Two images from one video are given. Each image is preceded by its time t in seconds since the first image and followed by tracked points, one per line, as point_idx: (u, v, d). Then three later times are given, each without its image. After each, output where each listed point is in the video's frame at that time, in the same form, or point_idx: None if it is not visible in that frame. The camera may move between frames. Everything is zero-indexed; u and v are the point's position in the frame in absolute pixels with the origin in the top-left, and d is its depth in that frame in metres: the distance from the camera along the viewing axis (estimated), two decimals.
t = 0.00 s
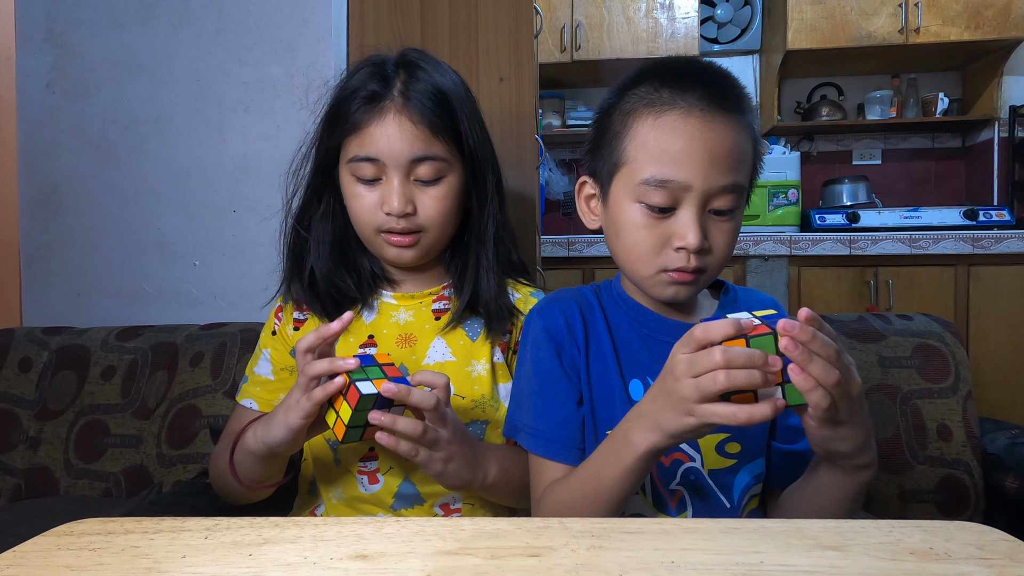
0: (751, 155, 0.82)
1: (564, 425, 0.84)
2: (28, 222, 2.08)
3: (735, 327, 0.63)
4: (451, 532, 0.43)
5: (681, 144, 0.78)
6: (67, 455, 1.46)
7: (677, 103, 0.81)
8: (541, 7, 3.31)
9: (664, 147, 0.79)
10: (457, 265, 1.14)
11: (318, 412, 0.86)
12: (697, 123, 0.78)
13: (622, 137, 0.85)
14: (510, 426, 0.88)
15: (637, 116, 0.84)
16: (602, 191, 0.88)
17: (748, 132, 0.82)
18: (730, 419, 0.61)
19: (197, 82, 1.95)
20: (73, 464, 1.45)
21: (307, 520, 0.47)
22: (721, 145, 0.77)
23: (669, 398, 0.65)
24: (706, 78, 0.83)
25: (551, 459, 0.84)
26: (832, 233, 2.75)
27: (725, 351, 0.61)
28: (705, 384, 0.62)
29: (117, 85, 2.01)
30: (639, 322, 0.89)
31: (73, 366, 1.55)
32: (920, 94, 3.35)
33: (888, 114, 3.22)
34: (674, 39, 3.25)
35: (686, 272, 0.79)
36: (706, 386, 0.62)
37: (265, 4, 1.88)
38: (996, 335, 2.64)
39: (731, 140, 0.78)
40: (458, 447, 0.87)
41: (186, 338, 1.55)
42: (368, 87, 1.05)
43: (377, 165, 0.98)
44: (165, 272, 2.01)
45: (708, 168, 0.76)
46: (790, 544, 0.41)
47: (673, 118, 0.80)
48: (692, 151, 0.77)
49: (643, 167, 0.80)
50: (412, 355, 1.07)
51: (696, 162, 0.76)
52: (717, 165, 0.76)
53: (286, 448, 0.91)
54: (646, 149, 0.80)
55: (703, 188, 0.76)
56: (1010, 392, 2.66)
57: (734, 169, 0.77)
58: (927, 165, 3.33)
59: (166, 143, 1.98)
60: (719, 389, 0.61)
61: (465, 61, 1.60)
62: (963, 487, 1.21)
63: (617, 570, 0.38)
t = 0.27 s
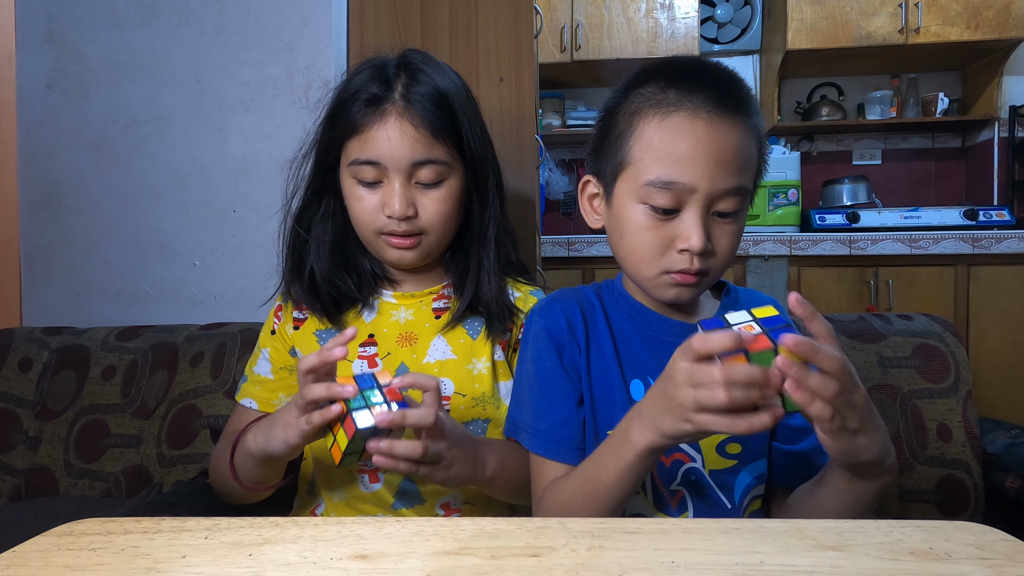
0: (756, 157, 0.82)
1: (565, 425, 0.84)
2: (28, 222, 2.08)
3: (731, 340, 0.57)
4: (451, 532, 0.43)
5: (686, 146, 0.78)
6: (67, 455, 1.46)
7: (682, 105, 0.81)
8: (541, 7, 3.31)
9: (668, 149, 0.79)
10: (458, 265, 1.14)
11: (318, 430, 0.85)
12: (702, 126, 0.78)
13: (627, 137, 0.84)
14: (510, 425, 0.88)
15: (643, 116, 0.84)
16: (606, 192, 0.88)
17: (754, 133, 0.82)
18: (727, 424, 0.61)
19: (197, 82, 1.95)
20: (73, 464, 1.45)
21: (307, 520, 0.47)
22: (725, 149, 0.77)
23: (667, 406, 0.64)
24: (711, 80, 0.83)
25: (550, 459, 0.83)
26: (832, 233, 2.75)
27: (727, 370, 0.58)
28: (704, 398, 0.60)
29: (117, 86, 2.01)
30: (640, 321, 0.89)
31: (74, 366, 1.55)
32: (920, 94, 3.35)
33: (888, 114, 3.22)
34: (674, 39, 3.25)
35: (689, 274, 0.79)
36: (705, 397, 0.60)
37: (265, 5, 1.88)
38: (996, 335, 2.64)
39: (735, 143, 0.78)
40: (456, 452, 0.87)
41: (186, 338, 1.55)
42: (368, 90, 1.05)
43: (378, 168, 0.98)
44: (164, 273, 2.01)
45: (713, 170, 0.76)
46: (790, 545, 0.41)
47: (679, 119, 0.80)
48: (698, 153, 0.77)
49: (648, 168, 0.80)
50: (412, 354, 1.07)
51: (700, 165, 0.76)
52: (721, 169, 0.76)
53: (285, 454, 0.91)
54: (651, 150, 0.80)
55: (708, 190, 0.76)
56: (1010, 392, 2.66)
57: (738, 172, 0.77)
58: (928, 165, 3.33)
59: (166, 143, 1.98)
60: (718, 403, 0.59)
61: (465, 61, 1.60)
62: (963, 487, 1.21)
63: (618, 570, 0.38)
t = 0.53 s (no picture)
0: (760, 157, 0.82)
1: (564, 425, 0.84)
2: (27, 222, 2.08)
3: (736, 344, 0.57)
4: (451, 532, 0.43)
5: (689, 145, 0.78)
6: (67, 455, 1.46)
7: (685, 104, 0.81)
8: (541, 7, 3.30)
9: (672, 148, 0.79)
10: (458, 265, 1.14)
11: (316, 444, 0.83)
12: (705, 125, 0.78)
13: (631, 136, 0.85)
14: (510, 424, 0.88)
15: (647, 115, 0.84)
16: (609, 190, 0.88)
17: (758, 134, 0.82)
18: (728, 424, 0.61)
19: (196, 82, 1.95)
20: (73, 464, 1.45)
21: (307, 520, 0.47)
22: (729, 148, 0.77)
23: (671, 415, 0.64)
24: (716, 79, 0.83)
25: (549, 459, 0.83)
26: (832, 233, 2.75)
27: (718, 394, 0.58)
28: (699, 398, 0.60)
29: (117, 86, 2.01)
30: (641, 321, 0.89)
31: (74, 366, 1.55)
32: (920, 94, 3.35)
33: (888, 114, 3.22)
34: (674, 39, 3.25)
35: (691, 274, 0.79)
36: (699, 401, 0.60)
37: (265, 4, 1.88)
38: (996, 335, 2.64)
39: (739, 142, 0.78)
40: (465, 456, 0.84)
41: (186, 338, 1.55)
42: (367, 87, 1.05)
43: (377, 166, 0.98)
44: (164, 273, 2.01)
45: (718, 169, 0.76)
46: (791, 544, 0.41)
47: (683, 118, 0.80)
48: (702, 152, 0.77)
49: (651, 167, 0.80)
50: (413, 354, 1.07)
51: (703, 164, 0.76)
52: (724, 168, 0.76)
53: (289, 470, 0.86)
54: (656, 149, 0.80)
55: (711, 189, 0.76)
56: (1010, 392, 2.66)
57: (742, 172, 0.77)
58: (927, 165, 3.33)
59: (165, 143, 1.98)
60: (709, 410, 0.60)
61: (465, 61, 1.60)
62: (962, 487, 1.21)
63: (618, 570, 0.38)
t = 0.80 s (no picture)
0: (762, 155, 0.82)
1: (561, 426, 0.84)
2: (27, 222, 2.08)
3: (727, 327, 0.60)
4: (451, 532, 0.43)
5: (691, 142, 0.78)
6: (67, 455, 1.46)
7: (687, 102, 0.81)
8: (541, 7, 3.30)
9: (673, 145, 0.79)
10: (457, 265, 1.14)
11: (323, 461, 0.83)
12: (707, 122, 0.78)
13: (632, 134, 0.85)
14: (512, 424, 0.89)
15: (648, 112, 0.84)
16: (610, 188, 0.88)
17: (760, 131, 0.82)
18: (729, 418, 0.60)
19: (196, 81, 1.95)
20: (73, 464, 1.45)
21: (307, 520, 0.47)
22: (731, 144, 0.77)
23: (665, 418, 0.64)
24: (717, 77, 0.83)
25: (546, 461, 0.84)
26: (832, 233, 2.75)
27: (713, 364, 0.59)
28: (694, 379, 0.61)
29: (117, 85, 2.01)
30: (641, 321, 0.89)
31: (74, 366, 1.55)
32: (920, 94, 3.35)
33: (888, 114, 3.21)
34: (674, 39, 3.25)
35: (694, 271, 0.79)
36: (694, 381, 0.61)
37: (265, 4, 1.88)
38: (996, 335, 2.64)
39: (741, 139, 0.78)
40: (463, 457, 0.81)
41: (186, 338, 1.55)
42: (366, 85, 1.05)
43: (376, 163, 0.98)
44: (164, 272, 2.01)
45: (719, 165, 0.76)
46: (791, 545, 0.41)
47: (684, 116, 0.80)
48: (703, 149, 0.77)
49: (653, 164, 0.80)
50: (412, 356, 1.07)
51: (705, 161, 0.76)
52: (726, 164, 0.76)
53: (310, 500, 0.78)
54: (658, 146, 0.80)
55: (713, 185, 0.76)
56: (1011, 392, 2.66)
57: (744, 169, 0.77)
58: (927, 165, 3.33)
59: (165, 143, 1.98)
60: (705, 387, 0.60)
61: (465, 61, 1.60)
62: (962, 487, 1.21)
63: (618, 570, 0.38)
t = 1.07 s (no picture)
0: (761, 154, 0.82)
1: (560, 427, 0.84)
2: (27, 223, 2.08)
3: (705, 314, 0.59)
4: (451, 532, 0.43)
5: (689, 141, 0.78)
6: (67, 455, 1.46)
7: (685, 101, 0.81)
8: (541, 7, 3.31)
9: (671, 144, 0.79)
10: (457, 264, 1.14)
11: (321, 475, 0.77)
12: (705, 121, 0.78)
13: (631, 133, 0.85)
14: (512, 425, 0.89)
15: (647, 111, 0.84)
16: (609, 188, 0.88)
17: (759, 130, 0.82)
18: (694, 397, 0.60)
19: (196, 81, 1.95)
20: (73, 464, 1.45)
21: (307, 520, 0.47)
22: (729, 143, 0.77)
23: (645, 402, 0.64)
24: (716, 76, 0.83)
25: (545, 461, 0.84)
26: (832, 233, 2.75)
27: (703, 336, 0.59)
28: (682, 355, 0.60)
29: (117, 85, 2.01)
30: (642, 322, 0.89)
31: (73, 366, 1.55)
32: (920, 94, 3.35)
33: (888, 114, 3.21)
34: (674, 39, 3.25)
35: (693, 270, 0.79)
36: (679, 356, 0.61)
37: (265, 4, 1.88)
38: (996, 335, 2.64)
39: (739, 138, 0.78)
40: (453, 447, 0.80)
41: (186, 338, 1.55)
42: (367, 85, 1.05)
43: (376, 162, 0.98)
44: (164, 272, 2.01)
45: (718, 164, 0.76)
46: (791, 545, 0.41)
47: (682, 114, 0.80)
48: (702, 148, 0.77)
49: (651, 163, 0.80)
50: (412, 355, 1.07)
51: (703, 159, 0.76)
52: (725, 163, 0.76)
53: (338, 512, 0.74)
54: (656, 145, 0.80)
55: (712, 184, 0.76)
56: (1011, 392, 2.65)
57: (742, 167, 0.77)
58: (927, 165, 3.33)
59: (165, 143, 1.98)
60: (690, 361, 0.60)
61: (465, 61, 1.60)
62: (963, 487, 1.21)
63: (617, 570, 0.38)
